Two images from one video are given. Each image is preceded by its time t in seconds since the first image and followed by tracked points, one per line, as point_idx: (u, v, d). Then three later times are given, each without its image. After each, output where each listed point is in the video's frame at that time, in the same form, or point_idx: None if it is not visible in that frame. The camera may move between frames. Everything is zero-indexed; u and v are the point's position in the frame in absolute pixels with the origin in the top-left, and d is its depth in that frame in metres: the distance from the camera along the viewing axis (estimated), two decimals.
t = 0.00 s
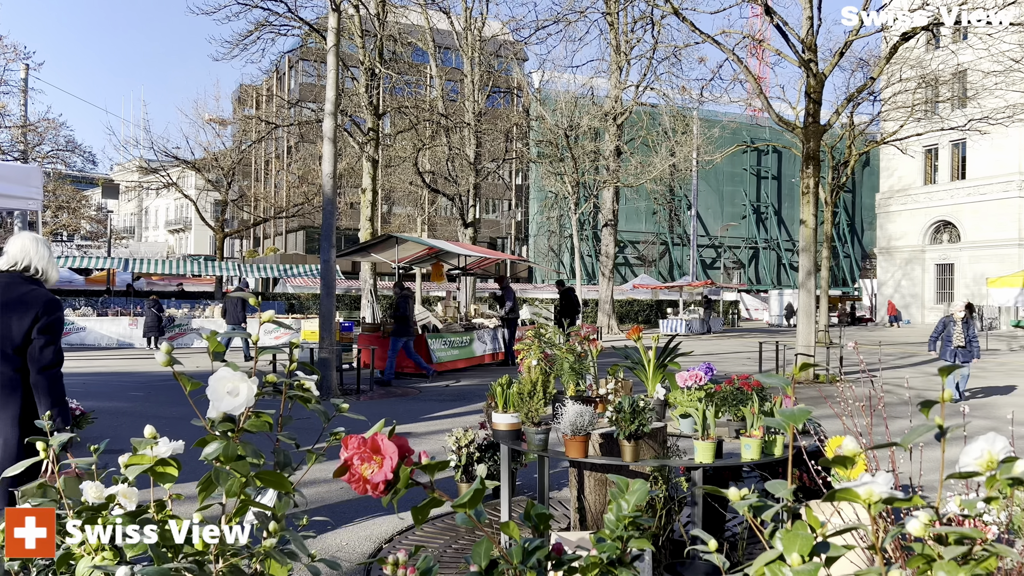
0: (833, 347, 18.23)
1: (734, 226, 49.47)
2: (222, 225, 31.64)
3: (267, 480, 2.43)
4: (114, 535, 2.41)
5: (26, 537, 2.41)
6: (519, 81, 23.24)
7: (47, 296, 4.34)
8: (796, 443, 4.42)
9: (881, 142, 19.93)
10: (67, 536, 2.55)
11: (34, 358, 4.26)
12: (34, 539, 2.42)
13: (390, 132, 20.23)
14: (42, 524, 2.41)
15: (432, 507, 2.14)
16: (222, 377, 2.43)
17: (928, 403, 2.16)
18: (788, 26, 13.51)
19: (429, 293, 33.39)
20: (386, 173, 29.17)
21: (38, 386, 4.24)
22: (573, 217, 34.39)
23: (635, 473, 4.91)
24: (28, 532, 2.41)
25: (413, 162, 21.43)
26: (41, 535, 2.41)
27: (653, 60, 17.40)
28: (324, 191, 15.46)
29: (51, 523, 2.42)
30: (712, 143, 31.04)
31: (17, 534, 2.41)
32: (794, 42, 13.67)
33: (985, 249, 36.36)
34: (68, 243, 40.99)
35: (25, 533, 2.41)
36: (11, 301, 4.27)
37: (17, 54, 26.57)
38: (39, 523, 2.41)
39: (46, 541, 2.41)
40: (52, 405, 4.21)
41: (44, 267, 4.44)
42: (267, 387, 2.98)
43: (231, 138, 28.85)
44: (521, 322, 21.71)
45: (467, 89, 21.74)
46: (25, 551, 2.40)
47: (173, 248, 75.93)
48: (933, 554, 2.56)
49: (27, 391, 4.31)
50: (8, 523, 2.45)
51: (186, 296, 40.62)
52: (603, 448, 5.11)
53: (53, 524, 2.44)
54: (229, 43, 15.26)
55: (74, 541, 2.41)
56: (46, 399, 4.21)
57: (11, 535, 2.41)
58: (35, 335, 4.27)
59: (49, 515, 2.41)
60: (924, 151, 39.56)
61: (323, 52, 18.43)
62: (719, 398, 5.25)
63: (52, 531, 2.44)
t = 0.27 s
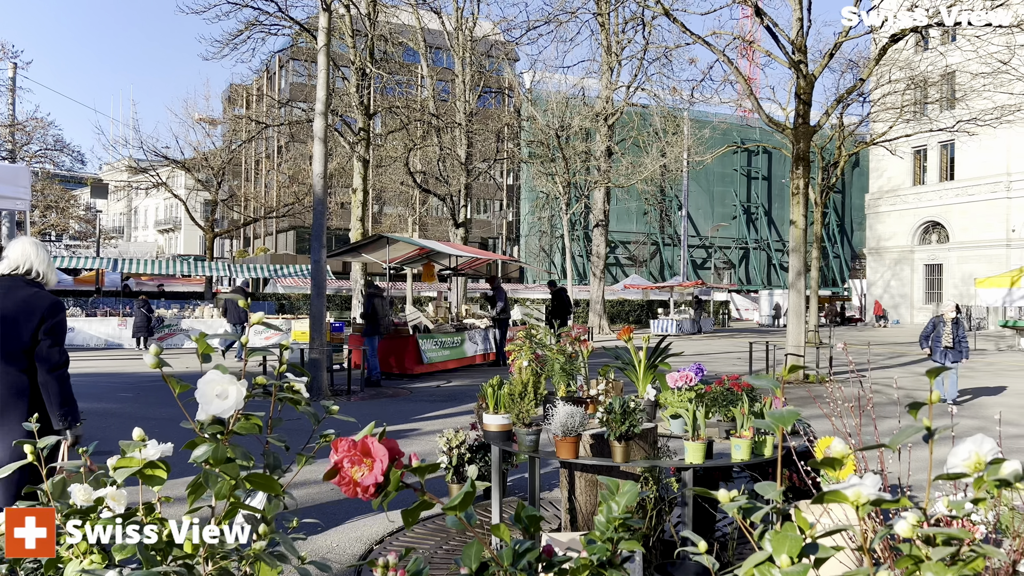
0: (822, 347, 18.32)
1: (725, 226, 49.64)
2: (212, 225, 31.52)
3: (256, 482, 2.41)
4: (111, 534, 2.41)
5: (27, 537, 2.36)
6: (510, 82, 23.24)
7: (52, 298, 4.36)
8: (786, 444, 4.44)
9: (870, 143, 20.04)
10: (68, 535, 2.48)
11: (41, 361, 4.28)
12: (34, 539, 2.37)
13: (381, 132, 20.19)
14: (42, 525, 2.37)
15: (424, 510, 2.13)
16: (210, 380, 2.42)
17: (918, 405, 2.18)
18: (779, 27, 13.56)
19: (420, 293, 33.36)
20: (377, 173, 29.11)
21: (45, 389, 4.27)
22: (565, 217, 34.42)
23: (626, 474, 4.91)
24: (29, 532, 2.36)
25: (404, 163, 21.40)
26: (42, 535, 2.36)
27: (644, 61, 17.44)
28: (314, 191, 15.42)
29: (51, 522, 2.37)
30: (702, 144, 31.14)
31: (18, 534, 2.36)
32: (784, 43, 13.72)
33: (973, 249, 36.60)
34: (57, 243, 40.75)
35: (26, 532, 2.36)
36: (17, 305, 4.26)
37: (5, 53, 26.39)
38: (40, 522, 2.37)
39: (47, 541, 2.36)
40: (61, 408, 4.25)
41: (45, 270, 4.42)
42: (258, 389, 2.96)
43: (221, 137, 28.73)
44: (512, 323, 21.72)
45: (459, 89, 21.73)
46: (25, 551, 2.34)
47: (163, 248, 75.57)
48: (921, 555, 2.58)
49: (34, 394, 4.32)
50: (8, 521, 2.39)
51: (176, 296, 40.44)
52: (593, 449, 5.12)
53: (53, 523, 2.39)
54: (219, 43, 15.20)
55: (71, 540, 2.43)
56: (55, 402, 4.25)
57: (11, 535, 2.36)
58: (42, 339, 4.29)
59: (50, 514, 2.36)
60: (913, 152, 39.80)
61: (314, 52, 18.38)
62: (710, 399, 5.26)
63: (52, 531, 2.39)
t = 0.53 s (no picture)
0: (812, 347, 18.41)
1: (716, 226, 49.82)
2: (202, 224, 31.37)
3: (246, 484, 2.39)
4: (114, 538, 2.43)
5: (27, 537, 2.30)
6: (501, 82, 23.23)
7: (53, 298, 4.32)
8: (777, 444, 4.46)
9: (859, 144, 20.13)
10: (68, 535, 2.43)
11: (47, 362, 4.28)
12: (34, 539, 2.30)
13: (372, 132, 20.13)
14: (42, 524, 2.30)
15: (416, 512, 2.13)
16: (201, 381, 2.41)
17: (907, 405, 2.20)
18: (769, 28, 13.61)
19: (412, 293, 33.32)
20: (369, 173, 29.07)
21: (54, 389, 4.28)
22: (556, 217, 34.47)
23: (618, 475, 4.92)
24: (29, 531, 2.29)
25: (395, 162, 21.35)
26: (42, 535, 2.30)
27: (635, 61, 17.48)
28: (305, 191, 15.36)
29: (52, 522, 2.30)
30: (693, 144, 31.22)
31: (17, 534, 2.29)
32: (774, 44, 13.76)
33: (961, 249, 36.85)
34: (45, 243, 40.48)
35: (25, 532, 2.29)
36: (20, 306, 4.25)
37: None
38: (39, 523, 2.30)
39: (47, 541, 2.29)
40: (68, 407, 4.26)
41: (44, 271, 4.38)
42: (248, 389, 2.94)
43: (211, 137, 28.59)
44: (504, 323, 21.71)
45: (450, 89, 21.72)
46: (25, 550, 2.28)
47: (152, 248, 75.18)
48: (912, 555, 2.60)
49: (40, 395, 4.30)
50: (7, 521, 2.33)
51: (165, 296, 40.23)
52: (585, 449, 5.13)
53: (54, 523, 2.32)
54: (209, 42, 15.13)
55: (70, 540, 2.38)
56: (63, 402, 4.26)
57: (11, 535, 2.30)
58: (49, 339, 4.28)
59: (51, 514, 2.29)
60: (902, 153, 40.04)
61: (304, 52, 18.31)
62: (701, 399, 5.26)
63: (53, 530, 2.32)
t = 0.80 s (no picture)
0: (803, 347, 18.47)
1: (707, 226, 49.94)
2: (193, 224, 31.22)
3: (236, 486, 2.38)
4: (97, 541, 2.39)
5: (27, 537, 2.29)
6: (493, 82, 23.21)
7: (54, 296, 4.43)
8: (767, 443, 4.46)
9: (849, 144, 20.22)
10: (68, 533, 2.43)
11: (48, 358, 4.37)
12: (34, 539, 2.30)
13: (364, 132, 20.08)
14: (42, 524, 2.29)
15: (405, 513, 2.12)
16: (190, 381, 2.40)
17: (897, 406, 2.21)
18: (760, 29, 13.64)
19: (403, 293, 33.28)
20: (360, 173, 28.99)
21: (55, 384, 4.36)
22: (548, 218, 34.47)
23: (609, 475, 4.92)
24: (28, 532, 2.29)
25: (387, 162, 21.31)
26: (42, 535, 2.29)
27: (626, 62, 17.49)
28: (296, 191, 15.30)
29: (53, 522, 2.30)
30: (684, 144, 31.30)
31: (17, 533, 2.28)
32: (765, 45, 13.78)
33: (951, 249, 37.07)
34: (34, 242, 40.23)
35: (25, 532, 2.29)
36: (22, 304, 4.36)
37: None
38: (40, 522, 2.29)
39: (48, 541, 2.29)
40: (67, 402, 4.33)
41: (44, 270, 4.50)
42: (238, 390, 2.93)
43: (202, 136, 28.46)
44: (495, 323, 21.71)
45: (441, 89, 21.69)
46: (25, 551, 2.27)
47: (143, 248, 74.83)
48: (900, 554, 2.61)
49: (41, 391, 4.40)
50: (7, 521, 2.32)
51: (156, 296, 40.04)
52: (576, 449, 5.14)
53: (54, 523, 2.32)
54: (199, 41, 15.05)
55: (70, 540, 2.37)
56: (63, 397, 4.34)
57: (11, 535, 2.29)
58: (50, 337, 4.37)
59: (51, 515, 2.29)
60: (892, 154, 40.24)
61: (295, 51, 18.24)
62: (692, 399, 5.27)
63: (53, 529, 2.32)
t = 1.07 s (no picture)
0: (793, 347, 18.56)
1: (698, 226, 50.10)
2: (183, 224, 31.07)
3: (226, 488, 2.37)
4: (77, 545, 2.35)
5: (27, 537, 2.27)
6: (484, 82, 23.21)
7: (55, 297, 4.47)
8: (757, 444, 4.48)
9: (840, 145, 20.30)
10: (68, 533, 2.42)
11: (49, 358, 4.39)
12: (34, 539, 2.28)
13: (355, 132, 20.02)
14: (42, 525, 2.28)
15: (396, 516, 2.12)
16: (179, 384, 2.38)
17: (884, 408, 2.27)
18: (751, 30, 13.66)
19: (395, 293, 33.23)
20: (351, 172, 28.91)
21: (54, 384, 4.38)
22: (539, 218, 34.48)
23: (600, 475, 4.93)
24: (29, 532, 2.27)
25: (378, 162, 21.26)
26: (42, 535, 2.27)
27: (617, 63, 17.51)
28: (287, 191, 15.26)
29: (53, 522, 2.28)
30: (675, 145, 31.37)
31: (17, 534, 2.27)
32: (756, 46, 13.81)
33: (940, 250, 37.30)
34: (22, 242, 39.95)
35: (26, 532, 2.27)
36: (25, 305, 4.40)
37: None
38: (40, 522, 2.28)
39: (48, 541, 2.27)
40: (66, 402, 4.33)
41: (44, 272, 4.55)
42: (228, 392, 2.91)
43: (192, 136, 28.32)
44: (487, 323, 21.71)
45: (433, 89, 21.66)
46: (25, 551, 2.26)
47: (132, 248, 74.51)
48: (890, 555, 2.62)
49: (39, 392, 4.40)
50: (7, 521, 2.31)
51: (145, 296, 39.86)
52: (568, 450, 5.14)
53: (54, 523, 2.30)
54: (189, 40, 14.97)
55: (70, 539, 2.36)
56: (62, 397, 4.35)
57: (11, 535, 2.28)
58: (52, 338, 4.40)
59: (51, 514, 2.27)
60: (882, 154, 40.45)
61: (286, 50, 18.17)
62: (682, 400, 5.29)
63: (53, 530, 2.30)
